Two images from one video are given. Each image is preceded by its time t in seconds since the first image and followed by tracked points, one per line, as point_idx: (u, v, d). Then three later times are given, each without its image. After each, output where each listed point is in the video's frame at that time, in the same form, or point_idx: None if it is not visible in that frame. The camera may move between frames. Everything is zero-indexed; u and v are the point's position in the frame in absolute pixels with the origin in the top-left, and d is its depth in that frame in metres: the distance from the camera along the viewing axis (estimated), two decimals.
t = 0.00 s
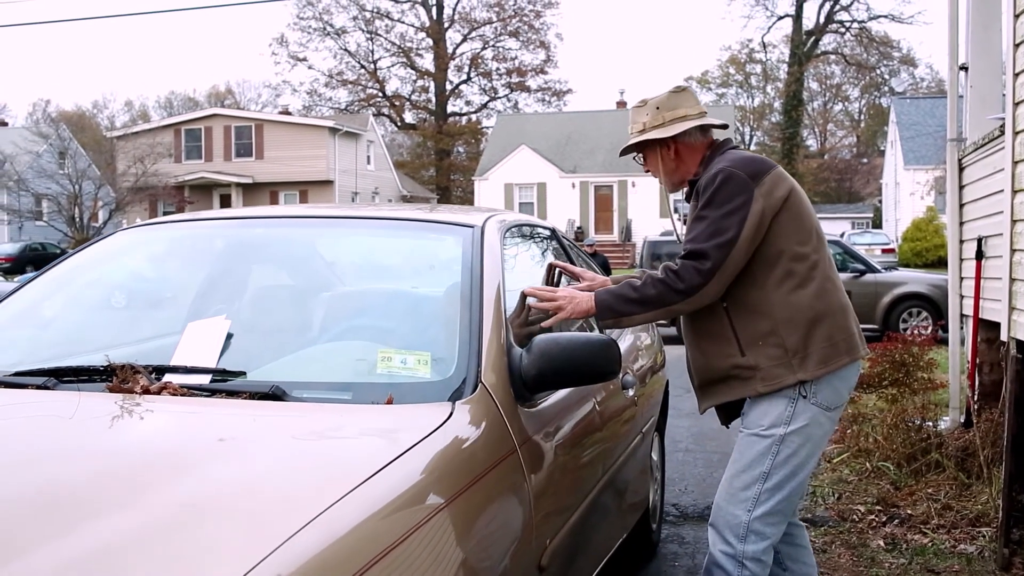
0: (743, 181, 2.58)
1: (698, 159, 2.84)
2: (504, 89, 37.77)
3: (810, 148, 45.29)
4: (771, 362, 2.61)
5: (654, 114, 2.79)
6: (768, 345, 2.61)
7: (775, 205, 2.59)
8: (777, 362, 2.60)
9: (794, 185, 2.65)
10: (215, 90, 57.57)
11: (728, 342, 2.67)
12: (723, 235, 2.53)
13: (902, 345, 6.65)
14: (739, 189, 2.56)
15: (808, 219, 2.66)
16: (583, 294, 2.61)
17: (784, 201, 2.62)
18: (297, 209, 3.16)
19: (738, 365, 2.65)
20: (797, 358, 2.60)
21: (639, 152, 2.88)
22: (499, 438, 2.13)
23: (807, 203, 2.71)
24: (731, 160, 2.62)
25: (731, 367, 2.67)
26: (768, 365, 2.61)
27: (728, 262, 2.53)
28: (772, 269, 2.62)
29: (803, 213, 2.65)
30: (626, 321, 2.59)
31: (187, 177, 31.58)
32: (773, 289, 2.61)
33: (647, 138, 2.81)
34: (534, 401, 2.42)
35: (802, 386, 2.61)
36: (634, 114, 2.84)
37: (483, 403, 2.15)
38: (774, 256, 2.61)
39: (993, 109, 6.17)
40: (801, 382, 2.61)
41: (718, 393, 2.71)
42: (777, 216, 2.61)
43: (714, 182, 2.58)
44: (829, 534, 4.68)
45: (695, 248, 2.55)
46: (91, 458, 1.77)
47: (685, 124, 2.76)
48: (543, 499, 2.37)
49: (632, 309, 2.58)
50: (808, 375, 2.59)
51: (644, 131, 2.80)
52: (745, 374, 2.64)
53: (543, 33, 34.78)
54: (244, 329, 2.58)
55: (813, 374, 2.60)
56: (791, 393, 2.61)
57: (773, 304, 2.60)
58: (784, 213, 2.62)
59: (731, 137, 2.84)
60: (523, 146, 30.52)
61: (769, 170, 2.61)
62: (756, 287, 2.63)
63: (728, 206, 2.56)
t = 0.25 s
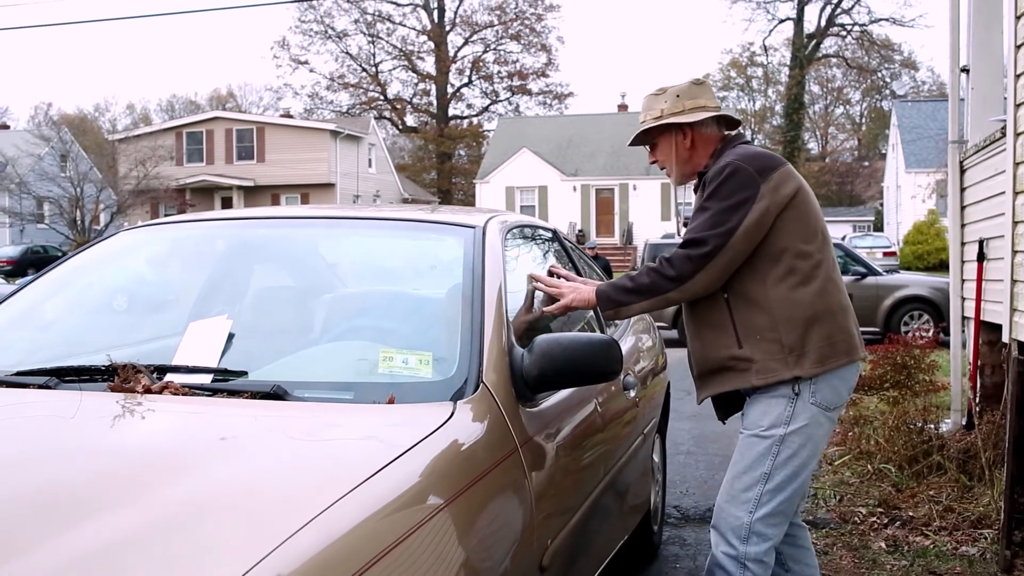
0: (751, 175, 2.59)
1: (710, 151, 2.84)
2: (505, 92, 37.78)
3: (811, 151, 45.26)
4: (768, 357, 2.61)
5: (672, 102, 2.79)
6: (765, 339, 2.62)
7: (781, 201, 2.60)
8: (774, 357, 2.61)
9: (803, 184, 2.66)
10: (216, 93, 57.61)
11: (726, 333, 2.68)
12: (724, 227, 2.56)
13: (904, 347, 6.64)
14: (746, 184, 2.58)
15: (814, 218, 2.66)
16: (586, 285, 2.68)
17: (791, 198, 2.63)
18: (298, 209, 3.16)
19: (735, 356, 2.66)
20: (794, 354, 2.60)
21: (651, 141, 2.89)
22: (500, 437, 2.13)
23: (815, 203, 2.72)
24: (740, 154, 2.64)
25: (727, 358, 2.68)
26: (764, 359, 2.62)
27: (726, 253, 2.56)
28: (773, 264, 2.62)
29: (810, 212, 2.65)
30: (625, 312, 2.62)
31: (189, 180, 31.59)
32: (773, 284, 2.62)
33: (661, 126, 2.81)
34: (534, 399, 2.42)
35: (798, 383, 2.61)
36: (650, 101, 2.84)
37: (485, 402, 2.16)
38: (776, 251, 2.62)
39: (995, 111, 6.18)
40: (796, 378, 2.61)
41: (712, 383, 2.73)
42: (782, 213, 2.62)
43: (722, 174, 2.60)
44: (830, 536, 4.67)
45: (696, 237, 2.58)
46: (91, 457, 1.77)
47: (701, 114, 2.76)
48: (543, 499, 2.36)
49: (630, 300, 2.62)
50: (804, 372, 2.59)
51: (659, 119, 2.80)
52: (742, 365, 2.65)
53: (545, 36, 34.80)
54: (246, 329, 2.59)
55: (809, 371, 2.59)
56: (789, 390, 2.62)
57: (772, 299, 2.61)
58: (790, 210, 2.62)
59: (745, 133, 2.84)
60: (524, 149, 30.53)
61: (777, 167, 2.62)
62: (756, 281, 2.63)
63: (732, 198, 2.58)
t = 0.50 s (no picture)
0: (761, 171, 2.60)
1: (725, 144, 2.84)
2: (506, 95, 37.82)
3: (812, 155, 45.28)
4: (768, 352, 2.61)
5: (691, 92, 2.79)
6: (765, 334, 2.62)
7: (790, 197, 2.60)
8: (774, 353, 2.61)
9: (813, 182, 2.67)
10: (218, 96, 57.65)
11: (728, 325, 2.68)
12: (731, 220, 2.57)
13: (905, 349, 6.63)
14: (756, 177, 2.59)
15: (821, 216, 2.67)
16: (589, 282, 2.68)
17: (800, 195, 2.63)
18: (299, 210, 3.17)
19: (736, 349, 2.66)
20: (794, 351, 2.60)
21: (666, 133, 2.89)
22: (503, 436, 2.14)
23: (823, 203, 2.72)
24: (752, 149, 2.64)
25: (727, 351, 2.68)
26: (763, 354, 2.62)
27: (731, 244, 2.56)
28: (778, 261, 2.62)
29: (818, 211, 2.66)
30: (628, 308, 2.62)
31: (191, 183, 31.67)
32: (777, 280, 2.62)
33: (680, 115, 2.81)
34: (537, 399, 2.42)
35: (797, 380, 2.61)
36: (666, 92, 2.84)
37: (488, 402, 2.16)
38: (782, 247, 2.62)
39: (996, 113, 6.17)
40: (794, 375, 2.61)
41: (711, 376, 2.74)
42: (791, 208, 2.62)
43: (733, 167, 2.61)
44: (831, 538, 4.67)
45: (701, 228, 2.59)
46: (91, 457, 1.76)
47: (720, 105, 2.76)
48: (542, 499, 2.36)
49: (633, 293, 2.61)
50: (804, 370, 2.59)
51: (678, 109, 2.80)
52: (741, 358, 2.65)
53: (546, 40, 34.85)
54: (247, 328, 2.59)
55: (807, 368, 2.60)
56: (789, 388, 2.62)
57: (775, 295, 2.60)
58: (800, 207, 2.63)
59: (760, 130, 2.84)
60: (525, 152, 30.57)
61: (788, 163, 2.63)
62: (760, 277, 2.63)
63: (742, 191, 2.59)
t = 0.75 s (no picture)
0: (771, 171, 2.61)
1: (735, 144, 2.85)
2: (507, 99, 37.85)
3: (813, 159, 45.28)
4: (770, 352, 2.61)
5: (706, 89, 2.79)
6: (768, 334, 2.62)
7: (798, 198, 2.61)
8: (777, 352, 2.61)
9: (821, 184, 2.68)
10: (219, 100, 57.66)
11: (730, 324, 2.68)
12: (737, 217, 2.57)
13: (906, 353, 6.63)
14: (765, 177, 2.60)
15: (828, 219, 2.67)
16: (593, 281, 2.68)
17: (808, 197, 2.64)
18: (300, 212, 3.18)
19: (738, 348, 2.67)
20: (796, 352, 2.60)
21: (679, 130, 2.89)
22: (505, 438, 2.14)
23: (830, 207, 2.73)
24: (762, 149, 2.65)
25: (729, 350, 2.68)
26: (765, 353, 2.62)
27: (736, 242, 2.57)
28: (782, 261, 2.63)
29: (824, 213, 2.67)
30: (632, 306, 2.62)
31: (192, 187, 31.70)
32: (781, 280, 2.62)
33: (694, 112, 2.81)
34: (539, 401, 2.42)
35: (798, 381, 2.61)
36: (679, 89, 2.84)
37: (490, 404, 2.16)
38: (787, 248, 2.63)
39: (997, 116, 6.17)
40: (796, 376, 2.61)
41: (712, 374, 2.74)
42: (798, 209, 2.63)
43: (743, 165, 2.61)
44: (832, 541, 4.66)
45: (707, 225, 2.59)
46: (89, 458, 1.77)
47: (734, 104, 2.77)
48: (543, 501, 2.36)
49: (637, 291, 2.61)
50: (806, 371, 2.59)
51: (693, 106, 2.80)
52: (743, 357, 2.66)
53: (547, 44, 34.88)
54: (247, 330, 2.59)
55: (809, 370, 2.60)
56: (791, 389, 2.62)
57: (779, 294, 2.61)
58: (807, 208, 2.64)
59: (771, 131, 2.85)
60: (526, 156, 30.60)
61: (797, 164, 2.64)
62: (764, 276, 2.64)
63: (749, 190, 2.59)
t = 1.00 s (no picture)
0: (778, 174, 2.61)
1: (743, 146, 2.85)
2: (508, 104, 37.87)
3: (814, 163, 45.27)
4: (775, 355, 2.61)
5: (715, 92, 2.80)
6: (772, 336, 2.63)
7: (805, 201, 2.61)
8: (781, 355, 2.61)
9: (828, 187, 2.68)
10: (220, 105, 57.68)
11: (736, 327, 2.68)
12: (744, 220, 2.58)
13: (907, 357, 6.62)
14: (774, 179, 2.60)
15: (835, 222, 2.68)
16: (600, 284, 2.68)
17: (814, 201, 2.64)
18: (300, 216, 3.18)
19: (743, 350, 2.67)
20: (801, 356, 2.60)
21: (686, 132, 2.89)
22: (506, 441, 2.14)
23: (836, 210, 2.73)
24: (770, 151, 2.66)
25: (735, 352, 2.68)
26: (770, 355, 2.62)
27: (743, 245, 2.57)
28: (788, 263, 2.63)
29: (830, 216, 2.67)
30: (639, 311, 2.62)
31: (193, 192, 31.73)
32: (787, 283, 2.62)
33: (702, 114, 2.82)
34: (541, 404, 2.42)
35: (803, 385, 2.61)
36: (688, 90, 2.84)
37: (491, 408, 2.17)
38: (794, 251, 2.63)
39: (998, 120, 6.17)
40: (800, 379, 2.61)
41: (717, 377, 2.74)
42: (805, 212, 2.63)
43: (750, 167, 2.62)
44: (833, 545, 4.66)
45: (714, 228, 2.60)
46: (91, 462, 1.77)
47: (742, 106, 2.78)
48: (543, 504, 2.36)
49: (644, 295, 2.61)
50: (811, 374, 2.59)
51: (701, 108, 2.81)
52: (748, 359, 2.66)
53: (548, 48, 34.92)
54: (248, 334, 2.60)
55: (814, 374, 2.60)
56: (796, 393, 2.62)
57: (784, 298, 2.61)
58: (814, 211, 2.64)
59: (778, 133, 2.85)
60: (527, 160, 30.62)
61: (804, 167, 2.64)
62: (771, 279, 2.64)
63: (757, 192, 2.60)
